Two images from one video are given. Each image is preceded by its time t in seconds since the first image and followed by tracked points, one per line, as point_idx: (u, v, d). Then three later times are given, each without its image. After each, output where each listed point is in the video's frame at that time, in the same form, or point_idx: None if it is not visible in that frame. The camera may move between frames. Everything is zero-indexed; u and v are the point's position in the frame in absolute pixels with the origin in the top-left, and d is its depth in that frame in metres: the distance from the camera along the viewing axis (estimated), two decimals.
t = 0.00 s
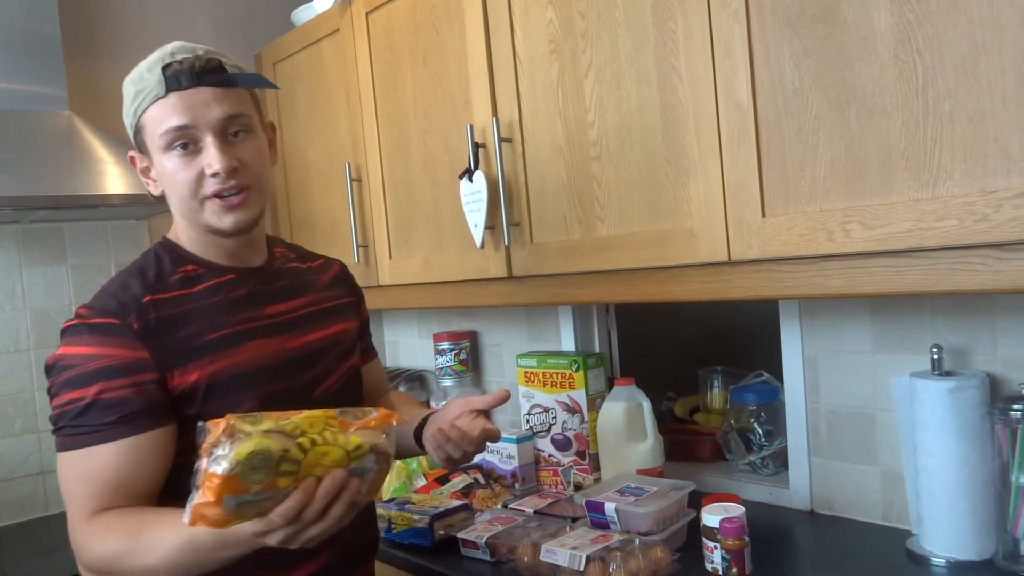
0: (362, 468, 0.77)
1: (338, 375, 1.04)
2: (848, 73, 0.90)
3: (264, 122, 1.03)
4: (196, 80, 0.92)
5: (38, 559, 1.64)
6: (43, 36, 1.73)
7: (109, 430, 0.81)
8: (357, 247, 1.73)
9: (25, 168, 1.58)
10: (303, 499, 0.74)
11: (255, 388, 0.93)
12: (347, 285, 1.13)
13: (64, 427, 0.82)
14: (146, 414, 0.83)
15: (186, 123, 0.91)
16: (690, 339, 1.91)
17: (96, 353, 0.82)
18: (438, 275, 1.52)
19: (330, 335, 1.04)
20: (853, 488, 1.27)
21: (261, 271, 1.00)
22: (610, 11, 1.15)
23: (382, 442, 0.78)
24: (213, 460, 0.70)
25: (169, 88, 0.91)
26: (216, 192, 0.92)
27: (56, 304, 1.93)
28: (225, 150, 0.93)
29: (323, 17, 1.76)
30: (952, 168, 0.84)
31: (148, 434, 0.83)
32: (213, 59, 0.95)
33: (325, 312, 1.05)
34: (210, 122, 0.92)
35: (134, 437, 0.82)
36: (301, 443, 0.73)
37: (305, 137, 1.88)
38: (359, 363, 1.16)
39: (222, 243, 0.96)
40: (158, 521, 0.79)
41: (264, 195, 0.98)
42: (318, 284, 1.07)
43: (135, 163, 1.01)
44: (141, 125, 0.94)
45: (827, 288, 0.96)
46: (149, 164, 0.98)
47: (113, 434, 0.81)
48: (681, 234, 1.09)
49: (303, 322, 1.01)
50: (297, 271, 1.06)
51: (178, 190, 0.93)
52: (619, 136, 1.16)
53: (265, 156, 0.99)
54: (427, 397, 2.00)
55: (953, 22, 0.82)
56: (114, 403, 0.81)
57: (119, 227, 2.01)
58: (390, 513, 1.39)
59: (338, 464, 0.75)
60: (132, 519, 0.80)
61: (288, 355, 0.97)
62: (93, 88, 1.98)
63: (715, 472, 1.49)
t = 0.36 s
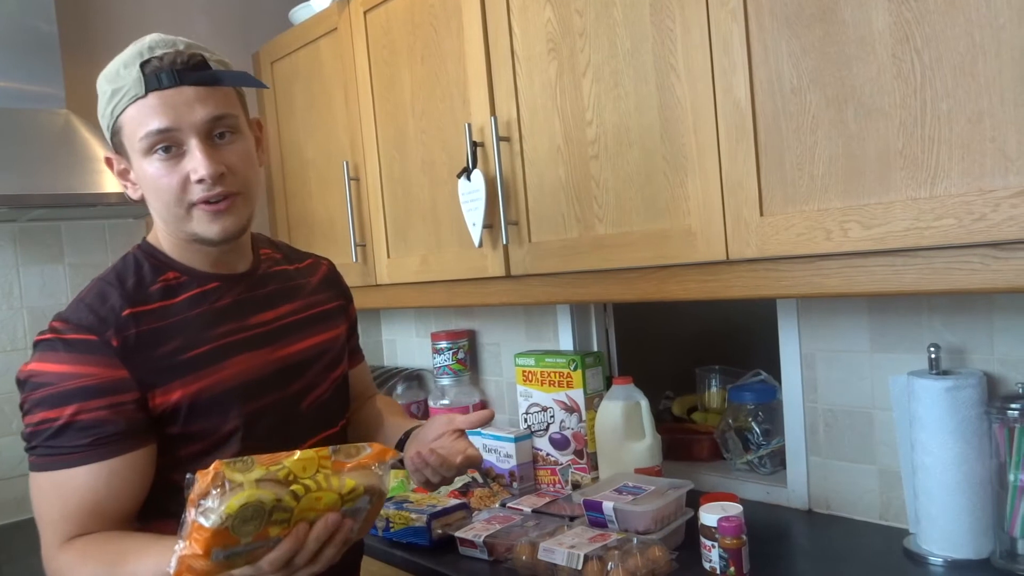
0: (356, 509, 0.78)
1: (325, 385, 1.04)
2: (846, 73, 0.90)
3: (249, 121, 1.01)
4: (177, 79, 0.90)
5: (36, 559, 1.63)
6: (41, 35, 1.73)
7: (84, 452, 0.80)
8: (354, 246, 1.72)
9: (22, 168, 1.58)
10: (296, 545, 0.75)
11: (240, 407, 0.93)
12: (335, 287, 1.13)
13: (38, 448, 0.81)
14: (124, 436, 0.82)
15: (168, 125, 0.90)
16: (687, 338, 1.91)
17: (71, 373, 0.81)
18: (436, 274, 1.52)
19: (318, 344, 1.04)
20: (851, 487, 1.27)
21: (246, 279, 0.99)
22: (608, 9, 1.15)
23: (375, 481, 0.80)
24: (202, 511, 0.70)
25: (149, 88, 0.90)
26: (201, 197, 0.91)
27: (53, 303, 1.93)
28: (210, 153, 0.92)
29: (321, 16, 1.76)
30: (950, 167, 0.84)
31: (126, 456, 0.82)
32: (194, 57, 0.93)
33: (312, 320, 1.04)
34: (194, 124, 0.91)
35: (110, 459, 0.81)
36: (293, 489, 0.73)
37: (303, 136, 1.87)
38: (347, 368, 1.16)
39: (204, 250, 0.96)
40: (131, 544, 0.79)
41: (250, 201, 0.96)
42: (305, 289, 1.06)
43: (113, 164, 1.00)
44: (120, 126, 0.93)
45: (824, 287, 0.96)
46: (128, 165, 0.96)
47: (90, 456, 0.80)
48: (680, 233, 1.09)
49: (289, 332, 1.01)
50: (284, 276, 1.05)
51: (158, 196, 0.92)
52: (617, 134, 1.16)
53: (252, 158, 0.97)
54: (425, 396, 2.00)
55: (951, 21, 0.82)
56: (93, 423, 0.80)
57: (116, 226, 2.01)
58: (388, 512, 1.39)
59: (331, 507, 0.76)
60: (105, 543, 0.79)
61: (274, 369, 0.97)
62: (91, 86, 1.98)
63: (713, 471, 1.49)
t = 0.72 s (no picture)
0: (361, 526, 0.77)
1: (330, 388, 1.04)
2: (843, 72, 0.91)
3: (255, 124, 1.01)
4: (183, 86, 0.90)
5: (36, 560, 1.64)
6: (39, 37, 1.73)
7: (90, 451, 0.80)
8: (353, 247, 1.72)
9: (21, 170, 1.58)
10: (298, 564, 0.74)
11: (242, 409, 0.92)
12: (342, 290, 1.12)
13: (45, 448, 0.81)
14: (129, 436, 0.82)
15: (174, 132, 0.90)
16: (686, 338, 1.91)
17: (77, 373, 0.82)
18: (434, 274, 1.52)
19: (324, 347, 1.03)
20: (850, 485, 1.27)
21: (252, 281, 0.99)
22: (605, 10, 1.15)
23: (384, 501, 0.78)
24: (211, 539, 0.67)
25: (155, 95, 0.90)
26: (207, 204, 0.92)
27: (52, 305, 1.93)
28: (214, 161, 0.92)
29: (319, 17, 1.76)
30: (947, 166, 0.84)
31: (132, 455, 0.82)
32: (200, 63, 0.93)
33: (318, 322, 1.04)
34: (199, 131, 0.91)
35: (115, 458, 0.81)
36: (305, 517, 0.71)
37: (302, 137, 1.88)
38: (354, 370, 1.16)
39: (210, 252, 0.96)
40: (136, 544, 0.78)
41: (255, 205, 0.97)
42: (311, 292, 1.06)
43: (119, 167, 1.00)
44: (127, 131, 0.93)
45: (822, 286, 0.96)
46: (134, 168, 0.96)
47: (95, 455, 0.80)
48: (678, 233, 1.09)
49: (294, 334, 1.00)
50: (291, 278, 1.05)
51: (166, 201, 0.92)
52: (615, 134, 1.16)
53: (257, 163, 0.98)
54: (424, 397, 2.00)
55: (947, 20, 0.82)
56: (98, 423, 0.81)
57: (115, 228, 2.01)
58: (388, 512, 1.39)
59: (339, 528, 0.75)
60: (113, 540, 0.79)
61: (278, 371, 0.97)
62: (89, 88, 1.98)
63: (712, 471, 1.49)
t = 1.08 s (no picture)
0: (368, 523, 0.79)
1: (331, 389, 1.03)
2: (842, 72, 0.91)
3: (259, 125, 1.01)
4: (191, 86, 0.90)
5: (36, 563, 1.63)
6: (38, 40, 1.73)
7: (90, 452, 0.80)
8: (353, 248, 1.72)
9: (20, 172, 1.58)
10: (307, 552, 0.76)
11: (243, 409, 0.92)
12: (343, 292, 1.12)
13: (45, 449, 0.81)
14: (130, 436, 0.82)
15: (181, 132, 0.90)
16: (686, 338, 1.91)
17: (77, 373, 0.82)
18: (434, 275, 1.52)
19: (324, 348, 1.03)
20: (851, 485, 1.27)
21: (253, 282, 0.99)
22: (604, 10, 1.15)
23: (392, 501, 0.80)
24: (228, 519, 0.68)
25: (163, 94, 0.90)
26: (212, 205, 0.92)
27: (51, 307, 1.93)
28: (221, 161, 0.92)
29: (317, 18, 1.76)
30: (946, 166, 0.84)
31: (132, 456, 0.82)
32: (208, 64, 0.93)
33: (319, 323, 1.04)
34: (207, 131, 0.91)
35: (116, 458, 0.81)
36: (321, 506, 0.73)
37: (301, 139, 1.87)
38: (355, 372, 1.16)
39: (212, 253, 0.96)
40: (136, 545, 0.78)
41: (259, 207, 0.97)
42: (312, 293, 1.06)
43: (123, 168, 1.00)
44: (132, 130, 0.93)
45: (822, 286, 0.96)
46: (139, 169, 0.97)
47: (94, 456, 0.80)
48: (678, 234, 1.09)
49: (295, 335, 1.00)
50: (291, 280, 1.05)
51: (171, 201, 0.92)
52: (614, 134, 1.16)
53: (262, 164, 0.98)
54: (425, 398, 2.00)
55: (946, 19, 0.82)
56: (98, 423, 0.81)
57: (114, 229, 2.01)
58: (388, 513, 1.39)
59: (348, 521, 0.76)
60: (114, 541, 0.79)
61: (280, 371, 0.97)
62: (88, 91, 1.98)
63: (713, 471, 1.49)
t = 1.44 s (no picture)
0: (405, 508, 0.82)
1: (334, 398, 1.04)
2: (842, 73, 0.91)
3: (268, 124, 1.02)
4: (198, 79, 0.91)
5: (36, 565, 1.63)
6: (38, 42, 1.73)
7: (93, 452, 0.81)
8: (353, 249, 1.72)
9: (22, 174, 1.58)
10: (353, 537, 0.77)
11: (249, 414, 0.92)
12: (350, 301, 1.13)
13: (47, 446, 0.82)
14: (135, 438, 0.83)
15: (188, 125, 0.91)
16: (687, 340, 1.91)
17: (85, 373, 0.82)
18: (434, 276, 1.52)
19: (330, 355, 1.04)
20: (852, 486, 1.27)
21: (262, 287, 0.99)
22: (604, 11, 1.15)
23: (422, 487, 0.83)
24: (289, 500, 0.70)
25: (171, 88, 0.91)
26: (220, 198, 0.92)
27: (51, 309, 1.93)
28: (227, 154, 0.92)
29: (317, 20, 1.76)
30: (946, 167, 0.84)
31: (135, 458, 0.83)
32: (216, 59, 0.94)
33: (326, 331, 1.04)
34: (213, 124, 0.92)
35: (118, 461, 0.82)
36: (370, 487, 0.76)
37: (302, 140, 1.87)
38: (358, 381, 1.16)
39: (222, 253, 0.95)
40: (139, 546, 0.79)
41: (267, 207, 0.97)
42: (320, 301, 1.06)
43: (135, 167, 1.01)
44: (143, 126, 0.94)
45: (822, 287, 0.96)
46: (149, 166, 0.97)
47: (97, 456, 0.81)
48: (678, 235, 1.09)
49: (302, 342, 1.00)
50: (299, 287, 1.05)
51: (179, 196, 0.93)
52: (614, 135, 1.16)
53: (269, 160, 0.98)
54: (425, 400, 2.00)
55: (946, 20, 0.82)
56: (103, 424, 0.81)
57: (115, 231, 2.01)
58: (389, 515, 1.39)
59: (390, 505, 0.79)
60: (115, 542, 0.80)
61: (287, 378, 0.97)
62: (88, 93, 1.98)
63: (713, 472, 1.49)
